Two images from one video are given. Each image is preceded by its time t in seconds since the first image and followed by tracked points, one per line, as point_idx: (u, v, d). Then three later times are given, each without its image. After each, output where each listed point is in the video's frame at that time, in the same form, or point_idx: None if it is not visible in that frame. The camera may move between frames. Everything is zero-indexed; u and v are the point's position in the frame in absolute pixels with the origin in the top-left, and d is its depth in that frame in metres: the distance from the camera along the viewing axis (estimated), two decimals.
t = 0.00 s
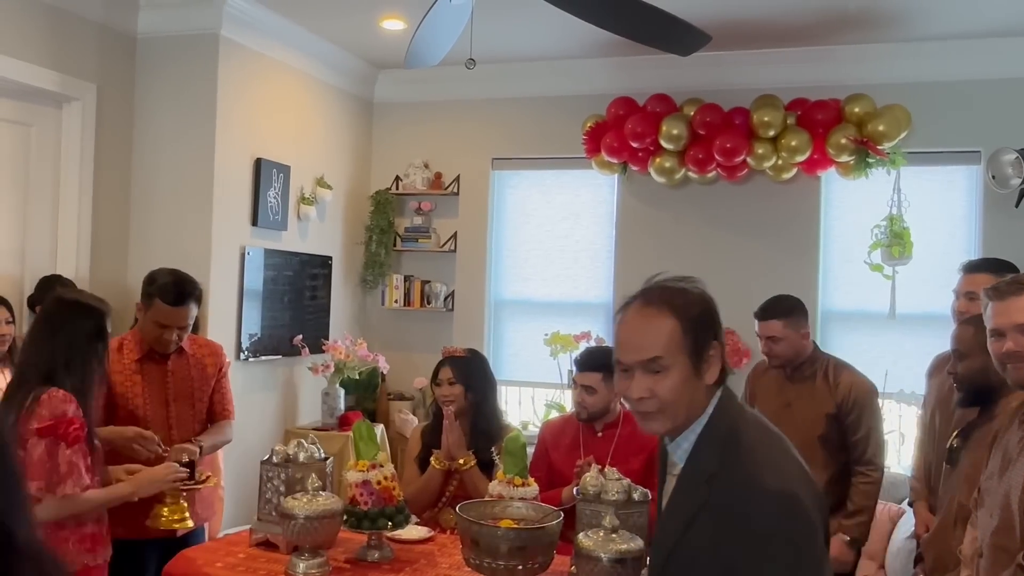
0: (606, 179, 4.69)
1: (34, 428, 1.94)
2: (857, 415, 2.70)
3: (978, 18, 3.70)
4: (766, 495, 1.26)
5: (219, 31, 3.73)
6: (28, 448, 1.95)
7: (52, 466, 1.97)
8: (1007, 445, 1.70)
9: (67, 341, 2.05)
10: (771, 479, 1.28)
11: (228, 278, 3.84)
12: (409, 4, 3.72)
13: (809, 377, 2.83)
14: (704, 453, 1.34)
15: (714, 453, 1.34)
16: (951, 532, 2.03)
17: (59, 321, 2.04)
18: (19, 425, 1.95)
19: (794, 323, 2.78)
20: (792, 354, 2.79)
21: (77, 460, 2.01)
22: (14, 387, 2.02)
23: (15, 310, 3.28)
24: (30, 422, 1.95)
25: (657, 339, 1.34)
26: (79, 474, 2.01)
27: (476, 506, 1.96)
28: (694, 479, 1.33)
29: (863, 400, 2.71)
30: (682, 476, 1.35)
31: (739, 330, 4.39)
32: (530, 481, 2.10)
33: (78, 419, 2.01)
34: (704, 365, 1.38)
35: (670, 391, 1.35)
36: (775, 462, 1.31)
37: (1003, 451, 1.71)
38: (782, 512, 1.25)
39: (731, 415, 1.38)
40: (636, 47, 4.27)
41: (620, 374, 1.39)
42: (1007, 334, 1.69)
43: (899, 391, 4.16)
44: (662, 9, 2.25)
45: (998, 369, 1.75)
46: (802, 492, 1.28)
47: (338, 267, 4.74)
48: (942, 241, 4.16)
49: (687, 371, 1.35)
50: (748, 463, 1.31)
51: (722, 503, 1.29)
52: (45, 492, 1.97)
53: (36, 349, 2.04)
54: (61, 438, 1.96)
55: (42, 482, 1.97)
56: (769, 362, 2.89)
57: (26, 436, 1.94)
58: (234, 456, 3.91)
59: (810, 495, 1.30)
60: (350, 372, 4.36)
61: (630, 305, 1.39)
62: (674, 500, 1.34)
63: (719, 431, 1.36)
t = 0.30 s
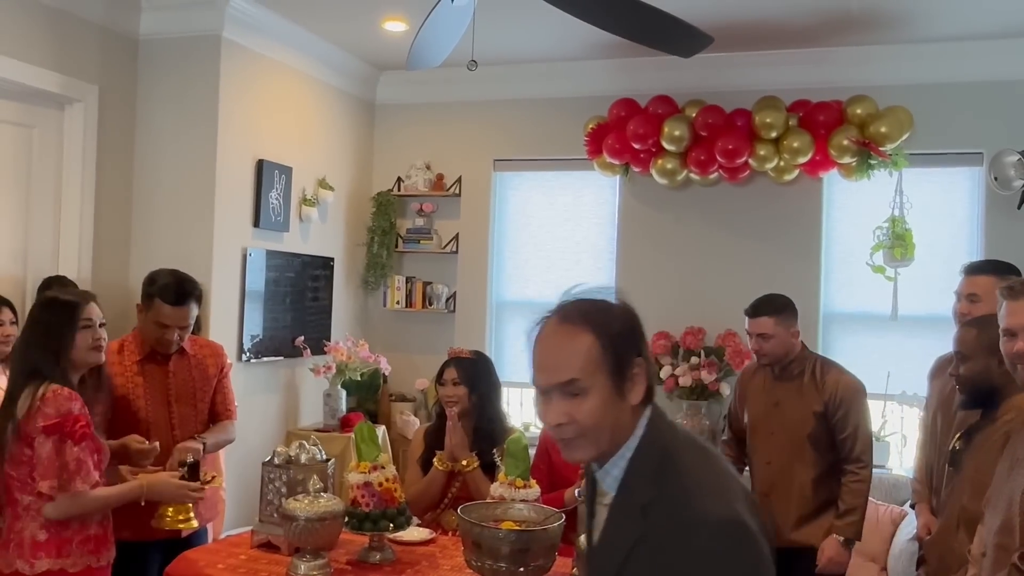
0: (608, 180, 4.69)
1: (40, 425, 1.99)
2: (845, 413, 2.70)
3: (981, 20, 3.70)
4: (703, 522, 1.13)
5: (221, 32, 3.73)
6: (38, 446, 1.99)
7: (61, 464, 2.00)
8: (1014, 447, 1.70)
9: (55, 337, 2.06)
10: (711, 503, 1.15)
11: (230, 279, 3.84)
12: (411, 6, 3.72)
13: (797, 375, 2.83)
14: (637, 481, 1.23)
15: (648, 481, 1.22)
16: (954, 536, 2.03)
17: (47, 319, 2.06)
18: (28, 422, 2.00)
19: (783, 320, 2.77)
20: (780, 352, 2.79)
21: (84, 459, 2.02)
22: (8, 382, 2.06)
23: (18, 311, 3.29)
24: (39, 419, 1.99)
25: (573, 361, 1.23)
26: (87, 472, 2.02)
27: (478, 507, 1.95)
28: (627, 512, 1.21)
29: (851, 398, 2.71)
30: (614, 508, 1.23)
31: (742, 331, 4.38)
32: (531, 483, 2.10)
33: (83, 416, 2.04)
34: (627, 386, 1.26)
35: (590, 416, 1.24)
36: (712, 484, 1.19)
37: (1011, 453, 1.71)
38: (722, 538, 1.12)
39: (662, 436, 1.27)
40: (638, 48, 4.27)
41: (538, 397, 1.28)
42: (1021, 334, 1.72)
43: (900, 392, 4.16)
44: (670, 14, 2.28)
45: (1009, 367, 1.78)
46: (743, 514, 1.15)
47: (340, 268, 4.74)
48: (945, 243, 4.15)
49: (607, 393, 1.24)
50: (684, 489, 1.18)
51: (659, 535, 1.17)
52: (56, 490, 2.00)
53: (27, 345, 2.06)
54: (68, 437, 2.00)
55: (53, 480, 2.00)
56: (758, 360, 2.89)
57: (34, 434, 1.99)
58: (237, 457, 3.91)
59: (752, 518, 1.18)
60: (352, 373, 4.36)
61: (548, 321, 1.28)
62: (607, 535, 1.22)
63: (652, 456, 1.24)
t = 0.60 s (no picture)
0: (611, 181, 4.69)
1: (46, 428, 1.99)
2: (852, 416, 2.69)
3: (985, 20, 3.69)
4: (597, 495, 1.11)
5: (224, 33, 3.74)
6: (44, 448, 1.99)
7: (67, 466, 2.00)
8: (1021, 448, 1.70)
9: (72, 340, 2.03)
10: (606, 476, 1.13)
11: (232, 281, 3.85)
12: (414, 7, 3.72)
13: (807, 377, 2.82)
14: (525, 463, 1.18)
15: (539, 461, 1.18)
16: (958, 536, 2.03)
17: (64, 322, 2.02)
18: (33, 424, 2.00)
19: (796, 318, 2.77)
20: (790, 351, 2.78)
21: (91, 460, 2.03)
22: (20, 378, 2.05)
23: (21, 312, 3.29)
24: (43, 422, 1.99)
25: (458, 331, 1.13)
26: (93, 474, 2.03)
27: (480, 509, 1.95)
28: (516, 494, 1.16)
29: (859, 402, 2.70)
30: (503, 493, 1.18)
31: (744, 332, 4.38)
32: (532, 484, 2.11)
33: (88, 418, 2.04)
34: (512, 364, 1.17)
35: (472, 392, 1.13)
36: (604, 460, 1.17)
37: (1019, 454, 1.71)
38: (615, 512, 1.10)
39: (548, 421, 1.22)
40: (640, 49, 4.27)
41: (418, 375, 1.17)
42: None
43: (904, 394, 4.14)
44: (684, 21, 2.31)
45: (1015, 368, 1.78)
46: (639, 485, 1.14)
47: (342, 269, 4.75)
48: (947, 244, 4.15)
49: (491, 368, 1.14)
50: (577, 466, 1.15)
51: (551, 514, 1.13)
52: (62, 492, 2.01)
53: (44, 345, 2.04)
54: (74, 438, 2.00)
55: (59, 483, 2.00)
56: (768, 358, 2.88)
57: (40, 436, 2.00)
58: (240, 458, 3.92)
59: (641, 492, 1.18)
60: (355, 374, 4.36)
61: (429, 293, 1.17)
62: (498, 520, 1.16)
63: (540, 437, 1.20)
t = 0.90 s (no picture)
0: (613, 182, 4.69)
1: (53, 430, 1.99)
2: (875, 424, 2.66)
3: (988, 21, 3.68)
4: (478, 487, 1.05)
5: (226, 34, 3.74)
6: (51, 451, 1.99)
7: (74, 467, 2.00)
8: None
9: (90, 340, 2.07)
10: (486, 467, 1.07)
11: (234, 282, 3.84)
12: (417, 8, 3.72)
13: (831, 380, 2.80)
14: (408, 451, 1.11)
15: (422, 450, 1.11)
16: (962, 537, 2.02)
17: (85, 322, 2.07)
18: (40, 426, 2.00)
19: (826, 319, 2.75)
20: (817, 353, 2.77)
21: (98, 461, 2.03)
22: (32, 378, 2.05)
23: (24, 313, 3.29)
24: (50, 425, 1.99)
25: (339, 313, 1.11)
26: (100, 476, 2.03)
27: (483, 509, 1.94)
28: (395, 483, 1.09)
29: (884, 410, 2.67)
30: (382, 483, 1.11)
31: (746, 333, 4.38)
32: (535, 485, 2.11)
33: (95, 420, 2.04)
34: (397, 349, 1.13)
35: (351, 374, 1.10)
36: (488, 450, 1.10)
37: None
38: (495, 504, 1.03)
39: (441, 409, 1.16)
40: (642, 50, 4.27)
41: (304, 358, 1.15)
42: None
43: (907, 395, 4.12)
44: (687, 21, 2.30)
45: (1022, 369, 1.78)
46: (520, 477, 1.08)
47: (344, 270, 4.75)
48: (950, 245, 4.14)
49: (373, 352, 1.11)
50: (458, 456, 1.09)
51: (428, 506, 1.06)
52: (69, 494, 2.01)
53: (56, 346, 2.06)
54: (81, 441, 2.00)
55: (65, 485, 2.00)
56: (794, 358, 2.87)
57: (47, 438, 1.99)
58: (243, 459, 3.92)
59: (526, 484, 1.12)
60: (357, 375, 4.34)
61: (318, 276, 1.16)
62: (375, 512, 1.09)
63: (425, 426, 1.13)
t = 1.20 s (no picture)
0: (616, 182, 4.69)
1: (61, 431, 1.99)
2: (881, 434, 2.65)
3: (990, 21, 3.68)
4: (318, 541, 0.93)
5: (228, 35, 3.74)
6: (59, 452, 1.99)
7: (83, 468, 2.01)
8: None
9: (100, 343, 2.07)
10: (324, 518, 0.95)
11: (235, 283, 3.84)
12: (419, 9, 3.72)
13: (845, 385, 2.80)
14: (257, 484, 1.00)
15: (269, 484, 1.00)
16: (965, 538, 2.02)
17: (94, 325, 2.07)
18: (47, 427, 1.99)
19: (847, 322, 2.76)
20: (834, 355, 2.77)
21: (105, 462, 2.05)
22: (39, 381, 2.04)
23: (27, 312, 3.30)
24: (58, 426, 1.99)
25: (181, 323, 1.00)
26: (108, 476, 2.05)
27: (485, 510, 1.94)
28: (237, 521, 0.98)
29: (892, 422, 2.65)
30: (229, 516, 1.01)
31: (749, 334, 4.38)
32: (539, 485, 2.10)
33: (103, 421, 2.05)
34: (247, 365, 1.01)
35: (191, 391, 1.00)
36: (336, 493, 0.98)
37: None
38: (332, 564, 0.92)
39: (308, 432, 1.04)
40: (645, 51, 4.27)
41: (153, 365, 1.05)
42: None
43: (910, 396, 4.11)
44: (689, 21, 2.29)
45: None
46: (364, 530, 0.96)
47: (346, 271, 4.75)
48: (953, 246, 4.13)
49: (217, 368, 1.00)
50: (300, 499, 0.97)
51: (264, 552, 0.95)
52: (78, 495, 2.01)
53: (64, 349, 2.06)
54: (90, 442, 2.02)
55: (74, 485, 2.01)
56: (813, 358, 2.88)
57: (55, 439, 1.99)
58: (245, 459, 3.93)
59: (382, 535, 0.99)
60: (359, 376, 4.36)
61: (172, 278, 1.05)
62: (214, 548, 0.99)
63: (282, 454, 1.02)
